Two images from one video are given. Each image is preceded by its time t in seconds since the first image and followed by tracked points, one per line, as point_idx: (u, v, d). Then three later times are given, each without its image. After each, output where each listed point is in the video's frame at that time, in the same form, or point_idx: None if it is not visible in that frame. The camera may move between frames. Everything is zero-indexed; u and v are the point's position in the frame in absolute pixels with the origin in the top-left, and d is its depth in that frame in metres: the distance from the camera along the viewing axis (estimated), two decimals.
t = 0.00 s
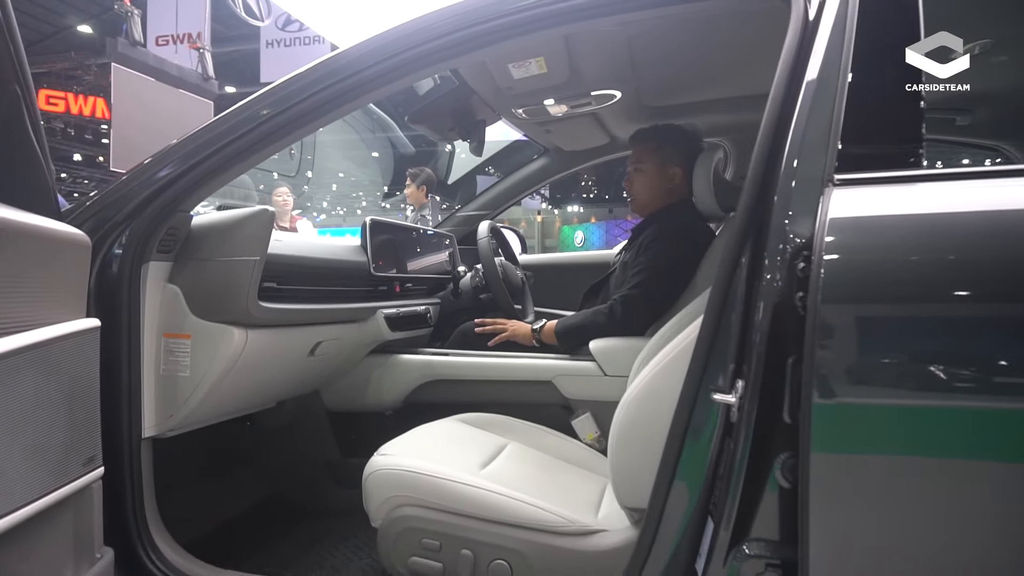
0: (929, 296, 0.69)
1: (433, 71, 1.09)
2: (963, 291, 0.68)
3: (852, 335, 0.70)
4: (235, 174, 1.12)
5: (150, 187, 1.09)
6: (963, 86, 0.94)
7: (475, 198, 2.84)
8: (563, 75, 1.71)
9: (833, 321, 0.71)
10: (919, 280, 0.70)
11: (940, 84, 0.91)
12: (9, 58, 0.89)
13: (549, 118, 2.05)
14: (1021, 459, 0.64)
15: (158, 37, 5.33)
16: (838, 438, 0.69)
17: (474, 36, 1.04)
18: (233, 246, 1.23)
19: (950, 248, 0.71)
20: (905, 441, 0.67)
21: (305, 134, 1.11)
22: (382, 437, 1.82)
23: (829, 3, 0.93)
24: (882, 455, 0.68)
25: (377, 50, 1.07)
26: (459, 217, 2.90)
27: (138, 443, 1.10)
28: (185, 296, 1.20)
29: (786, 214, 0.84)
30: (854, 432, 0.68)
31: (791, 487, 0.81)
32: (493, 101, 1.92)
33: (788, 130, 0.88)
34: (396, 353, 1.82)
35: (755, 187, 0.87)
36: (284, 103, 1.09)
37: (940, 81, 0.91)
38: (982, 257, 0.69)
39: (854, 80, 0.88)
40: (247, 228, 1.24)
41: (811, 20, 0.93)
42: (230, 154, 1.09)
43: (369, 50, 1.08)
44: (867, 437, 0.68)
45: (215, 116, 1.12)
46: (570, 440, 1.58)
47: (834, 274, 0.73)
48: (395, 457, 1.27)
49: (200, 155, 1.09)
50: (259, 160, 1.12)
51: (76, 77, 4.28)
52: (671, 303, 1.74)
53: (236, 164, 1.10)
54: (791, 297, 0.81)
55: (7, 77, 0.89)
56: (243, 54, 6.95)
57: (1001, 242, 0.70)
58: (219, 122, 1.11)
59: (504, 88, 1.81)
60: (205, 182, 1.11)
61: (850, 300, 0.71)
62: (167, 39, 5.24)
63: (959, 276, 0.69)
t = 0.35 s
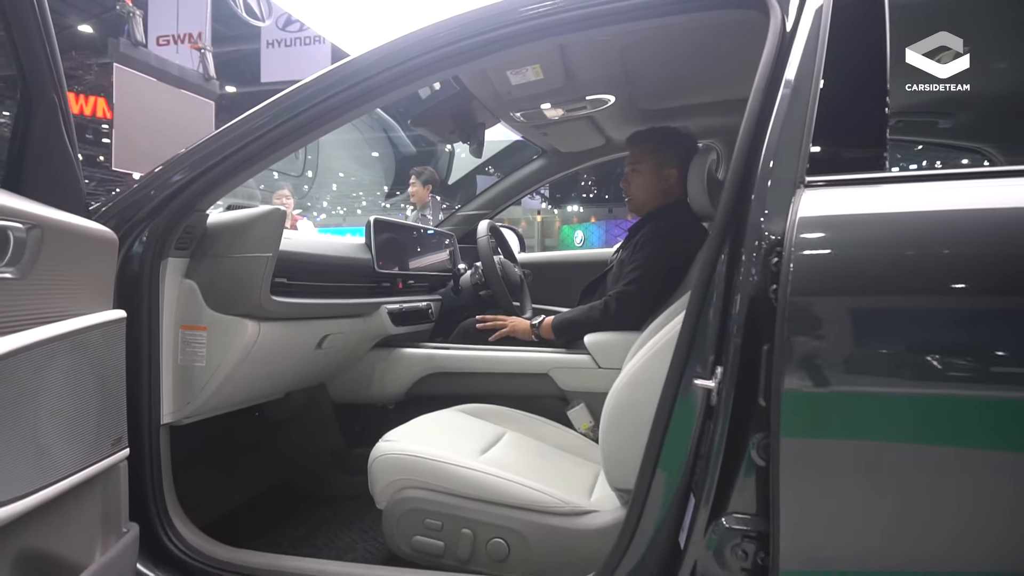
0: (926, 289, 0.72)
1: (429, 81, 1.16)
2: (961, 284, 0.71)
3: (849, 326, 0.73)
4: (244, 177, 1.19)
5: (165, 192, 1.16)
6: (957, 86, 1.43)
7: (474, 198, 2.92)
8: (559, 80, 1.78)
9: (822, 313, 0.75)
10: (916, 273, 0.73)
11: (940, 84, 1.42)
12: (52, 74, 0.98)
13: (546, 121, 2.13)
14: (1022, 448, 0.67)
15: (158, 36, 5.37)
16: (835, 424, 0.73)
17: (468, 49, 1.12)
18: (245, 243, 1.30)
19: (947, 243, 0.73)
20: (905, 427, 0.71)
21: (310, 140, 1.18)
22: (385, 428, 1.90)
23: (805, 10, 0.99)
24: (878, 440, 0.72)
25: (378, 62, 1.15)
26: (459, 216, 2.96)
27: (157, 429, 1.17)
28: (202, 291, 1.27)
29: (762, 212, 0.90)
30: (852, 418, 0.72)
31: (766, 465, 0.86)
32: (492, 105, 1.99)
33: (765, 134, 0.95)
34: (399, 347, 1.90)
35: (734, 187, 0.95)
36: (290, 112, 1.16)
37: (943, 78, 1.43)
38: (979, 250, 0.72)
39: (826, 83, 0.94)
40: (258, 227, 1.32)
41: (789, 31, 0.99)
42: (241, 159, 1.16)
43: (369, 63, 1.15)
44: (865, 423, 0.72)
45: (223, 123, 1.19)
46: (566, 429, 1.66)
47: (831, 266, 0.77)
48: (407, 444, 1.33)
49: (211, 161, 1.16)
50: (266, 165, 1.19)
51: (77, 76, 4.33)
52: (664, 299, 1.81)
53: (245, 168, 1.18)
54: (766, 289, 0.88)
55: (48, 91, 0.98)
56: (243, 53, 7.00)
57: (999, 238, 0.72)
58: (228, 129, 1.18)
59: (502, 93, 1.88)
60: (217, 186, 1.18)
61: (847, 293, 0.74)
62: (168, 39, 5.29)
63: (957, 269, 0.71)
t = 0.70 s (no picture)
0: (926, 286, 0.73)
1: (423, 87, 1.20)
2: (959, 280, 0.72)
3: (846, 322, 0.75)
4: (245, 180, 1.23)
5: (170, 194, 1.20)
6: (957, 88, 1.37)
7: (474, 198, 2.93)
8: (553, 84, 1.83)
9: (813, 309, 0.76)
10: (913, 270, 0.74)
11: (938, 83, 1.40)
12: (65, 80, 1.03)
13: (541, 123, 2.17)
14: (1017, 443, 0.68)
15: (159, 36, 5.42)
16: (833, 418, 0.74)
17: (458, 56, 1.16)
18: (248, 243, 1.35)
19: (942, 241, 0.75)
20: (902, 421, 0.72)
21: (308, 144, 1.22)
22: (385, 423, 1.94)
23: (788, 17, 1.01)
24: (875, 433, 0.73)
25: (373, 69, 1.19)
26: (457, 217, 2.97)
27: (162, 423, 1.21)
28: (205, 288, 1.32)
29: (744, 212, 0.93)
30: (849, 413, 0.74)
31: (746, 455, 0.89)
32: (490, 108, 2.03)
33: (749, 137, 0.98)
34: (398, 344, 1.94)
35: (719, 188, 0.99)
36: (289, 118, 1.20)
37: (941, 79, 1.11)
38: (975, 247, 0.73)
39: (808, 87, 0.95)
40: (260, 227, 1.36)
41: (772, 37, 1.02)
42: (242, 163, 1.20)
43: (365, 70, 1.19)
44: (863, 417, 0.73)
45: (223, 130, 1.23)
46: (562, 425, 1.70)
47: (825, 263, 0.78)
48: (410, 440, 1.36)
49: (213, 165, 1.20)
50: (266, 168, 1.23)
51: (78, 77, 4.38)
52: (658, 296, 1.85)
53: (246, 172, 1.22)
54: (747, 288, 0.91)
55: (61, 95, 1.03)
56: (243, 53, 7.06)
57: (990, 236, 0.73)
58: (229, 135, 1.22)
59: (498, 96, 1.92)
60: (219, 189, 1.22)
61: (843, 290, 0.76)
62: (168, 38, 5.34)
63: (952, 267, 0.73)
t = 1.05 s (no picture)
0: (928, 286, 0.74)
1: (420, 89, 1.21)
2: (958, 280, 0.73)
3: (845, 321, 0.76)
4: (243, 182, 1.24)
5: (171, 194, 1.21)
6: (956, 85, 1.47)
7: (474, 198, 2.94)
8: (552, 84, 1.84)
9: (812, 309, 0.77)
10: (913, 271, 0.75)
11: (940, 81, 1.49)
12: (68, 81, 1.04)
13: (540, 124, 2.18)
14: (1016, 440, 0.69)
15: (159, 36, 5.43)
16: (832, 417, 0.76)
17: (455, 58, 1.17)
18: (249, 243, 1.36)
19: (940, 242, 0.76)
20: (902, 419, 0.73)
21: (306, 146, 1.24)
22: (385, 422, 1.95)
23: (783, 19, 1.02)
24: (875, 431, 0.74)
25: (371, 72, 1.20)
26: (456, 217, 2.98)
27: (163, 422, 1.22)
28: (206, 288, 1.33)
29: (739, 212, 0.95)
30: (849, 411, 0.75)
31: (741, 452, 0.90)
32: (489, 109, 2.04)
33: (744, 137, 1.00)
34: (398, 343, 1.95)
35: (714, 188, 1.00)
36: (288, 120, 1.21)
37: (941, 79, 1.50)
38: (973, 247, 0.74)
39: (803, 89, 0.97)
40: (260, 228, 1.38)
41: (767, 39, 1.03)
42: (241, 164, 1.22)
43: (365, 72, 1.20)
44: (862, 415, 0.75)
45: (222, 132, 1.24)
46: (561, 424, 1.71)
47: (824, 262, 0.79)
48: (414, 438, 1.37)
49: (212, 166, 1.22)
50: (266, 169, 1.24)
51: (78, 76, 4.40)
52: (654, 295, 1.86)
53: (246, 173, 1.23)
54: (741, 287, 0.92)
55: (64, 97, 1.04)
56: (243, 53, 7.07)
57: (985, 237, 0.74)
58: (227, 137, 1.23)
59: (496, 97, 1.93)
60: (219, 190, 1.24)
61: (843, 290, 0.77)
62: (169, 39, 5.35)
63: (951, 267, 0.74)
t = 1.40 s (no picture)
0: (927, 286, 0.74)
1: (421, 90, 1.21)
2: (959, 280, 0.73)
3: (846, 322, 0.76)
4: (244, 182, 1.24)
5: (173, 194, 1.21)
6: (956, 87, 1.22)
7: (474, 198, 2.93)
8: (553, 84, 1.84)
9: (813, 309, 0.77)
10: (914, 271, 0.75)
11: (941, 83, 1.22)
12: (70, 82, 1.04)
13: (541, 124, 2.18)
14: (1015, 440, 0.69)
15: (159, 35, 5.42)
16: (833, 417, 0.76)
17: (456, 58, 1.17)
18: (251, 243, 1.36)
19: (942, 243, 0.76)
20: (903, 419, 0.73)
21: (306, 147, 1.23)
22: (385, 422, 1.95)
23: (786, 19, 1.02)
24: (876, 431, 0.74)
25: (372, 72, 1.20)
26: (456, 216, 2.98)
27: (164, 422, 1.22)
28: (207, 288, 1.33)
29: (742, 213, 0.94)
30: (849, 412, 0.75)
31: (745, 453, 0.90)
32: (490, 109, 2.04)
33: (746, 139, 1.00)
34: (399, 344, 1.95)
35: (716, 189, 1.00)
36: (288, 120, 1.21)
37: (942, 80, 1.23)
38: (972, 247, 0.74)
39: (807, 88, 0.96)
40: (263, 228, 1.37)
41: (770, 40, 1.02)
42: (242, 165, 1.21)
43: (364, 73, 1.20)
44: (863, 415, 0.75)
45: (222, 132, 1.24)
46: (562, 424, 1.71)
47: (825, 263, 0.79)
48: (414, 438, 1.37)
49: (213, 166, 1.21)
50: (266, 170, 1.24)
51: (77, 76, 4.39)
52: (655, 295, 1.86)
53: (246, 174, 1.23)
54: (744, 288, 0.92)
55: (67, 97, 1.04)
56: (243, 53, 7.07)
57: (984, 238, 0.74)
58: (228, 138, 1.23)
59: (497, 97, 1.93)
60: (220, 189, 1.24)
61: (844, 290, 0.77)
62: (169, 38, 5.34)
63: (951, 268, 0.74)
